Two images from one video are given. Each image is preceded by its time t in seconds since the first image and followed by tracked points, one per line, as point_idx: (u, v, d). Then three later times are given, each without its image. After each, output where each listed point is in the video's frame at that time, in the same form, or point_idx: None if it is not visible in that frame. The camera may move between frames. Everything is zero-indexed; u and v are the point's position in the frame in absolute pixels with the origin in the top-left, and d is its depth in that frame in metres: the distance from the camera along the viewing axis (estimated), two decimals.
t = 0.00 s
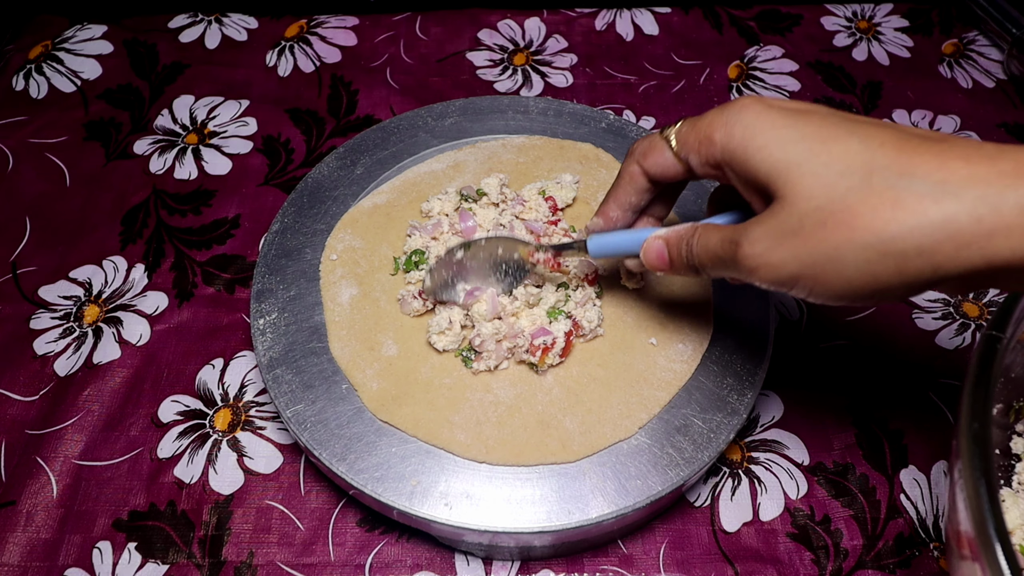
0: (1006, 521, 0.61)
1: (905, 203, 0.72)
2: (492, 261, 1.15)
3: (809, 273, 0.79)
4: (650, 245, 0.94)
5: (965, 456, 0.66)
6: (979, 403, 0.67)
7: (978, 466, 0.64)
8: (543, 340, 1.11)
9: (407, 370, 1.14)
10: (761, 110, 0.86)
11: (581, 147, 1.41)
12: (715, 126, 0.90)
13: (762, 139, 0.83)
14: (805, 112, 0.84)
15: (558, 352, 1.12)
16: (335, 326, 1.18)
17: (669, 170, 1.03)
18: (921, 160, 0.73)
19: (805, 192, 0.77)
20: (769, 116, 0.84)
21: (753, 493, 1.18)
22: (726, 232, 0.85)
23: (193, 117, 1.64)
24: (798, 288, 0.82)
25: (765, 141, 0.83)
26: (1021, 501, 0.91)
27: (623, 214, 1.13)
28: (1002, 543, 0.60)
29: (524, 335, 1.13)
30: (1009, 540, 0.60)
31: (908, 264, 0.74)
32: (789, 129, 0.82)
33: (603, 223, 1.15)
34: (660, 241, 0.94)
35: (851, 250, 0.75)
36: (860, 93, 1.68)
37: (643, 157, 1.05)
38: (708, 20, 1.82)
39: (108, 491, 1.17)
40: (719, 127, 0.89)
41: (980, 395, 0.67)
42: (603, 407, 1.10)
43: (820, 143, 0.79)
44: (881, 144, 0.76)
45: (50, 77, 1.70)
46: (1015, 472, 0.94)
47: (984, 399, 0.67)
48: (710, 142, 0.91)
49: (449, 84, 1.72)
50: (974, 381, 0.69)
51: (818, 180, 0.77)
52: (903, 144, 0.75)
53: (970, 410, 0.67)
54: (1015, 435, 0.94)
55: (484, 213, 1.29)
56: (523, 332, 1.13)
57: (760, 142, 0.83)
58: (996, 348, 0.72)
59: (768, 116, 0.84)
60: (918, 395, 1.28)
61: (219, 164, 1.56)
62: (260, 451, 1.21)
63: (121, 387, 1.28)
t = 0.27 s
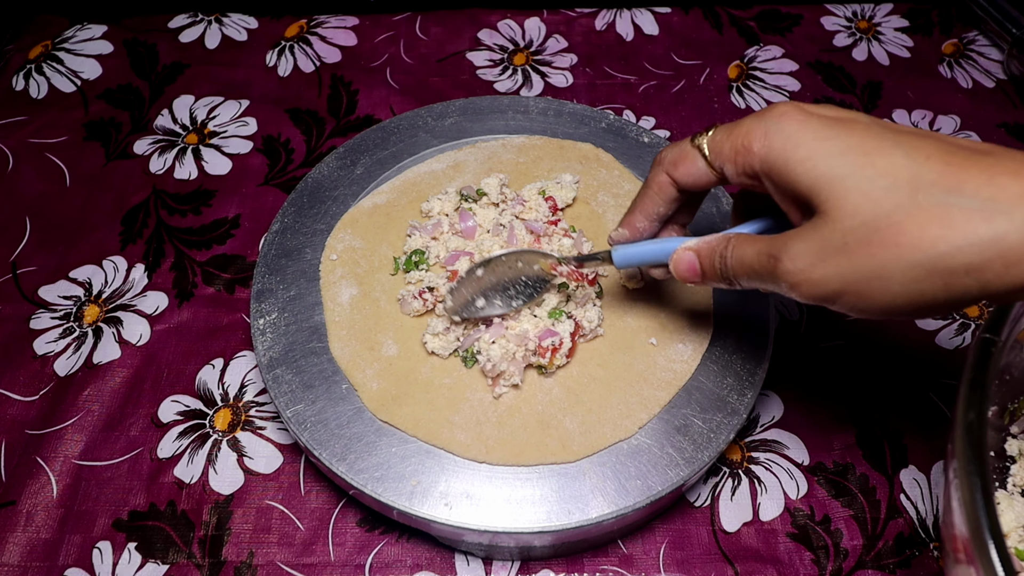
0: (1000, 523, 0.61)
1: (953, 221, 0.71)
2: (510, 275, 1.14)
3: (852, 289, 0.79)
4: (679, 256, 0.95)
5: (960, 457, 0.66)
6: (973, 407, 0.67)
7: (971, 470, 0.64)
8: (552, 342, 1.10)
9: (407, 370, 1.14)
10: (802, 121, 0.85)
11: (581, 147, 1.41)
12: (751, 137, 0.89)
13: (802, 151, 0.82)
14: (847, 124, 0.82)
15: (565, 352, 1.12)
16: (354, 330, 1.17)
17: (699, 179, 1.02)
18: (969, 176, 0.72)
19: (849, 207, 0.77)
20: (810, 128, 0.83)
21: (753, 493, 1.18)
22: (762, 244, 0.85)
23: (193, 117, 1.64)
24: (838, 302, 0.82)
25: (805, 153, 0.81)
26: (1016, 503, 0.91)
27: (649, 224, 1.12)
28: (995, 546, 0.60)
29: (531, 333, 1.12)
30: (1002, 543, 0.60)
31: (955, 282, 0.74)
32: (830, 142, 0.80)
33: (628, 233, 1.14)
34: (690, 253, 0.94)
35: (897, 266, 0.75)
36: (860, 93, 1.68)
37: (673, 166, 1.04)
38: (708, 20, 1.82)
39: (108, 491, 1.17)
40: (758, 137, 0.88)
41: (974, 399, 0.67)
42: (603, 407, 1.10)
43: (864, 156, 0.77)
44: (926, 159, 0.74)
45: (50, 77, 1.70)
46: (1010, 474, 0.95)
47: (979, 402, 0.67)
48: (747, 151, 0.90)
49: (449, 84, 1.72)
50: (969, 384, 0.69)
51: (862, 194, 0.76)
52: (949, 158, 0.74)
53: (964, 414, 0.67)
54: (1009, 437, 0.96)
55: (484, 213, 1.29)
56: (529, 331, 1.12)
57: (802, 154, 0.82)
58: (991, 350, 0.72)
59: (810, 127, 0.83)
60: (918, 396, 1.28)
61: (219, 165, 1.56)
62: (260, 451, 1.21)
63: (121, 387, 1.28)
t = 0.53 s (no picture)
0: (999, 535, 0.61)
1: (994, 211, 0.71)
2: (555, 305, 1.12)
3: (900, 284, 0.80)
4: (723, 267, 0.95)
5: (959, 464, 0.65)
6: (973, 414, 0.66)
7: (970, 480, 0.63)
8: (565, 350, 1.11)
9: (407, 370, 1.14)
10: (832, 121, 0.85)
11: (581, 147, 1.41)
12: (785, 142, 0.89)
13: (840, 152, 0.81)
14: (878, 119, 0.82)
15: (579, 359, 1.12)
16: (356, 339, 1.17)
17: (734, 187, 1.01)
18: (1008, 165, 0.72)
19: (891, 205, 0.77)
20: (842, 127, 0.83)
21: (753, 493, 1.18)
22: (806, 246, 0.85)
23: (193, 117, 1.64)
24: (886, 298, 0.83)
25: (842, 155, 0.81)
26: (1019, 513, 0.88)
27: (686, 237, 1.09)
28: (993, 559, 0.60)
29: (543, 342, 1.12)
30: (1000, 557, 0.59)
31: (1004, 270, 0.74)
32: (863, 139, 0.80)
33: (666, 248, 1.11)
34: (733, 262, 0.94)
35: (943, 259, 0.75)
36: (860, 93, 1.68)
37: (705, 177, 1.02)
38: (708, 20, 1.82)
39: (108, 491, 1.17)
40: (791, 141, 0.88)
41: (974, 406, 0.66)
42: (603, 407, 1.10)
43: (902, 152, 0.77)
44: (964, 150, 0.74)
45: (50, 77, 1.70)
46: (1012, 483, 0.92)
47: (979, 408, 0.66)
48: (782, 156, 0.90)
49: (449, 84, 1.72)
50: (969, 389, 0.67)
51: (902, 191, 0.76)
52: (985, 147, 0.74)
53: (964, 421, 0.66)
54: (1012, 446, 0.93)
55: (483, 213, 1.30)
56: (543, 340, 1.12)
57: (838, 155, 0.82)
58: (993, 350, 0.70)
59: (842, 127, 0.83)
60: (918, 396, 1.28)
61: (219, 165, 1.56)
62: (260, 451, 1.21)
63: (121, 387, 1.28)
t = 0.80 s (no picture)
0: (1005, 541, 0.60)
1: None
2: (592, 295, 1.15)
3: (946, 248, 0.82)
4: (765, 242, 0.96)
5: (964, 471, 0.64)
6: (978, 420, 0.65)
7: (975, 487, 0.62)
8: (590, 361, 1.10)
9: (407, 369, 1.14)
10: (872, 91, 0.87)
11: (581, 147, 1.41)
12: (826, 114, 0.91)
13: (881, 120, 0.84)
14: (917, 87, 0.85)
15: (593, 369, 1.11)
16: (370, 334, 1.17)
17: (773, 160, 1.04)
18: None
19: (935, 169, 0.79)
20: (883, 96, 0.86)
21: (753, 493, 1.18)
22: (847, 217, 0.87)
23: (193, 117, 1.64)
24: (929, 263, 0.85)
25: (883, 123, 0.84)
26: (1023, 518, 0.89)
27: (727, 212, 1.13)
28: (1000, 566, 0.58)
29: (568, 353, 1.10)
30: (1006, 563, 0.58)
31: None
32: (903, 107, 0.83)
33: (708, 225, 1.14)
34: (776, 237, 0.96)
35: (988, 220, 0.78)
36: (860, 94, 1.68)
37: (745, 152, 1.05)
38: (708, 20, 1.82)
39: (108, 490, 1.17)
40: (830, 113, 0.91)
41: (978, 413, 0.65)
42: (604, 407, 1.11)
43: (943, 117, 0.80)
44: (1009, 112, 0.76)
45: (50, 77, 1.70)
46: (1016, 487, 0.92)
47: (983, 414, 0.65)
48: (822, 127, 0.93)
49: (449, 84, 1.72)
50: (973, 397, 0.67)
51: (945, 155, 0.78)
52: None
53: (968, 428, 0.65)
54: (1016, 450, 0.92)
55: (483, 213, 1.30)
56: (563, 349, 1.11)
57: (878, 124, 0.84)
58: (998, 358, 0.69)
59: (882, 96, 0.86)
60: (919, 396, 1.28)
61: (219, 165, 1.56)
62: (260, 451, 1.21)
63: (121, 387, 1.28)
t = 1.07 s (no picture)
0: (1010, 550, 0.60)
1: None
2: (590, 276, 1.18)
3: (958, 204, 0.81)
4: (775, 209, 0.96)
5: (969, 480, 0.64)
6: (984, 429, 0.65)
7: (980, 496, 0.62)
8: (599, 368, 1.10)
9: (407, 369, 1.14)
10: (885, 49, 0.88)
11: (581, 147, 1.41)
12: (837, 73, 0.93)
13: (893, 77, 0.85)
14: (931, 45, 0.86)
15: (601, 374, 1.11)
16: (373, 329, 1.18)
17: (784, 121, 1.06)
18: None
19: (948, 120, 0.79)
20: (895, 53, 0.87)
21: (753, 493, 1.18)
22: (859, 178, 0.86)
23: (193, 117, 1.64)
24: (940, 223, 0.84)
25: (896, 78, 0.85)
26: None
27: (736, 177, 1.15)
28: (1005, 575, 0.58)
29: (578, 356, 1.09)
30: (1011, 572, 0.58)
31: None
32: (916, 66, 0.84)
33: (716, 191, 1.16)
34: (786, 205, 0.95)
35: (1001, 173, 0.78)
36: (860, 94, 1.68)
37: (755, 115, 1.08)
38: (708, 20, 1.82)
39: (108, 490, 1.17)
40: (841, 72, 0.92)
41: (985, 422, 0.65)
42: (604, 407, 1.11)
43: (956, 72, 0.80)
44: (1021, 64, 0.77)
45: (50, 77, 1.70)
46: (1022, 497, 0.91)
47: (989, 423, 0.65)
48: (835, 86, 0.94)
49: (449, 84, 1.72)
50: (980, 406, 0.67)
51: (959, 105, 0.79)
52: None
53: (973, 437, 0.65)
54: (1021, 458, 0.91)
55: (483, 213, 1.30)
56: (574, 352, 1.10)
57: (891, 79, 0.85)
58: (1004, 369, 0.70)
59: (894, 53, 0.87)
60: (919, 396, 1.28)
61: (219, 164, 1.56)
62: (260, 451, 1.21)
63: (121, 387, 1.28)
